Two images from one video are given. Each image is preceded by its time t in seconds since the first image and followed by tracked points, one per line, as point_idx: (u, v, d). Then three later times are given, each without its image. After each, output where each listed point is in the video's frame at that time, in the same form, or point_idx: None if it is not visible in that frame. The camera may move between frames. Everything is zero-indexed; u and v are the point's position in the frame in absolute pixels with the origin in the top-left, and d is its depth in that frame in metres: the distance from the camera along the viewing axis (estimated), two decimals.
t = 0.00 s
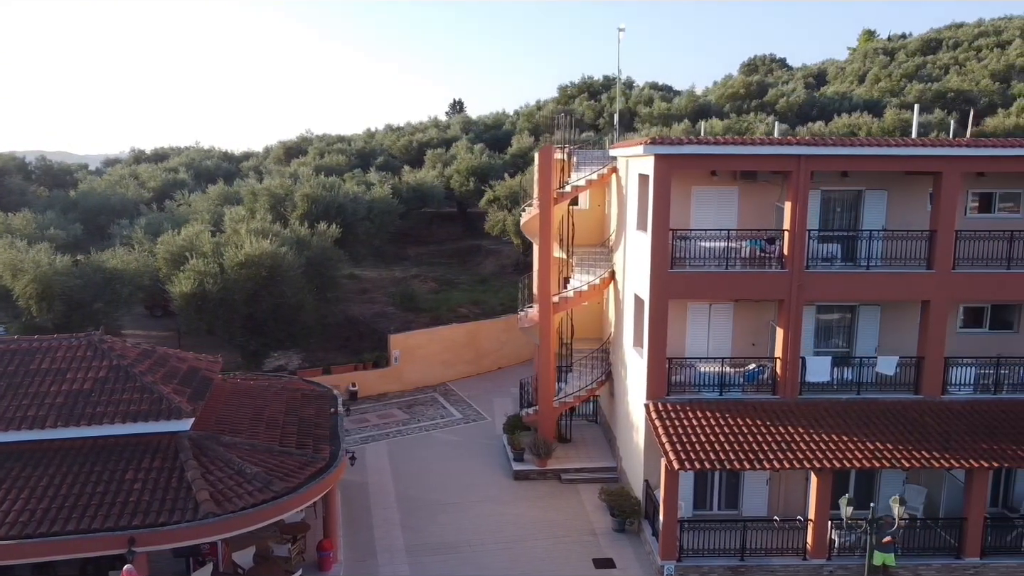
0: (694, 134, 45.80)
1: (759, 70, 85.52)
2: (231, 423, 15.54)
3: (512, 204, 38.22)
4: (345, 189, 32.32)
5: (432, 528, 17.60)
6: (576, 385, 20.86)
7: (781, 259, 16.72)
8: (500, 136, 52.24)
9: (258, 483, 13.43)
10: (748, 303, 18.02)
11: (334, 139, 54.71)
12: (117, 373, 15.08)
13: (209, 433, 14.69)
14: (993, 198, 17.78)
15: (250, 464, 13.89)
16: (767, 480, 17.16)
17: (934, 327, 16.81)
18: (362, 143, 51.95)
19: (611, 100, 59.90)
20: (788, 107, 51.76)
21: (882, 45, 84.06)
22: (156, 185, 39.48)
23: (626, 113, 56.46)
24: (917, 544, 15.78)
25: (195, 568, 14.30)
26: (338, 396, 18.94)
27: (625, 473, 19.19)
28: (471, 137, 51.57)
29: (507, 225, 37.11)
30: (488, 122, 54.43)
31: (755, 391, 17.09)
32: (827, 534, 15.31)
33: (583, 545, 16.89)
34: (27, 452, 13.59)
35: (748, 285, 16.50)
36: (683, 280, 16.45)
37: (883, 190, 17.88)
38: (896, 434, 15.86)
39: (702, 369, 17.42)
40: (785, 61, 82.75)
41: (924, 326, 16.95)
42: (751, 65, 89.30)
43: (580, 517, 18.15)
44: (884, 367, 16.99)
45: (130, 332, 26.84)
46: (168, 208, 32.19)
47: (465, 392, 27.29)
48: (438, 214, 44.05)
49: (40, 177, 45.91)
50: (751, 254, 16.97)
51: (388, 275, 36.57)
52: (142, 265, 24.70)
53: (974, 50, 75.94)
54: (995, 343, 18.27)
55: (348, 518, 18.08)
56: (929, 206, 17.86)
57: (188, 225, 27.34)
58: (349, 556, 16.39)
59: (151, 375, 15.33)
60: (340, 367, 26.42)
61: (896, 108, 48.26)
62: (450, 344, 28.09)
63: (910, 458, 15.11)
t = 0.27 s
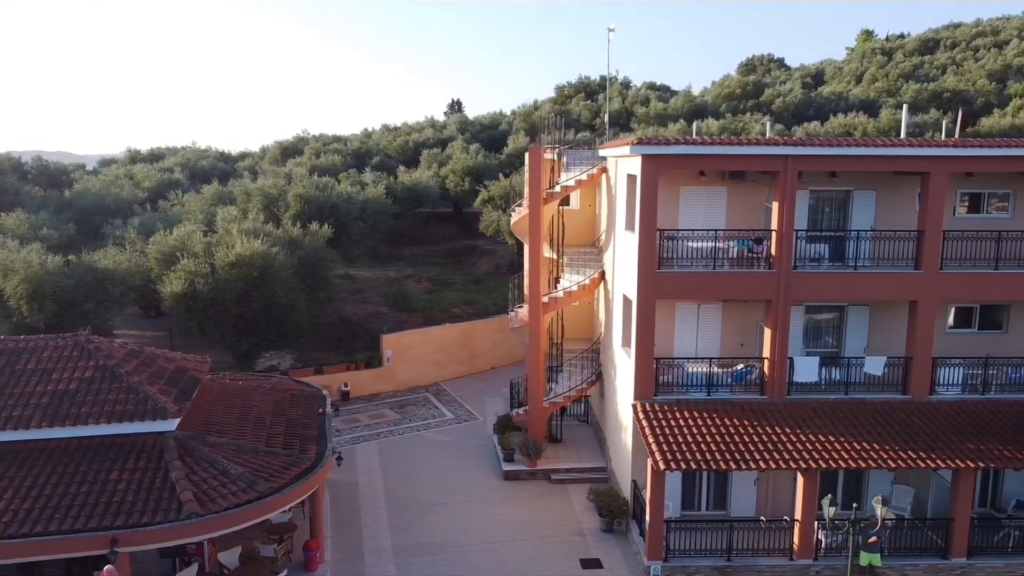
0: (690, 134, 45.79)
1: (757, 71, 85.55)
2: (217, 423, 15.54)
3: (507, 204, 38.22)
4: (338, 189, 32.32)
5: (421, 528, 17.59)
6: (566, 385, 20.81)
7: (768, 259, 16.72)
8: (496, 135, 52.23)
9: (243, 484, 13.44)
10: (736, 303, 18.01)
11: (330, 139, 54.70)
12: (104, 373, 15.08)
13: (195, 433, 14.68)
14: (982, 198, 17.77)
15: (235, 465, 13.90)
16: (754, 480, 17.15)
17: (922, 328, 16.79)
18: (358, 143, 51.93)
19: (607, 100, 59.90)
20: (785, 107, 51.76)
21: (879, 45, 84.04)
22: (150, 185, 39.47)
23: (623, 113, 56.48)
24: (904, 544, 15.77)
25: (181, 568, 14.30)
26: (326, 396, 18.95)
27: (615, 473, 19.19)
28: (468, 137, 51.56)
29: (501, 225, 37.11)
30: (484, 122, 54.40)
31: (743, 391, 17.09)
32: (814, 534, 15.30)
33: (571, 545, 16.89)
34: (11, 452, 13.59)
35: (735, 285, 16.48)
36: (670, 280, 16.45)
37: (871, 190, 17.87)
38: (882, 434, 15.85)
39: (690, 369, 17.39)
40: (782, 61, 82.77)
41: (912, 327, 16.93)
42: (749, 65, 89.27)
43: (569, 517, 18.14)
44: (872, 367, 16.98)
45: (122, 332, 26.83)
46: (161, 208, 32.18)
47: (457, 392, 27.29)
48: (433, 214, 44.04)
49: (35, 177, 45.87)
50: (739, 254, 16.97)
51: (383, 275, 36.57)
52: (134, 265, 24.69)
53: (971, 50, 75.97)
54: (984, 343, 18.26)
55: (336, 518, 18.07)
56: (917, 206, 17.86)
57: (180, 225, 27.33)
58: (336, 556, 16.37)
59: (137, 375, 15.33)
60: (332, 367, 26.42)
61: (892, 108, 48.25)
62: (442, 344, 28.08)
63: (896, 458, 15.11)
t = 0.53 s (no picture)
0: (686, 134, 45.79)
1: (755, 71, 85.56)
2: (204, 424, 15.54)
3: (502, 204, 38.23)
4: (332, 189, 32.32)
5: (409, 528, 17.57)
6: (557, 385, 20.73)
7: (756, 259, 16.72)
8: (492, 135, 52.24)
9: (228, 484, 13.44)
10: (725, 304, 18.01)
11: (327, 139, 54.72)
12: (90, 374, 15.09)
13: (180, 434, 14.68)
14: (970, 198, 17.77)
15: (220, 465, 13.90)
16: (742, 480, 17.15)
17: (910, 328, 16.79)
18: (355, 143, 51.96)
19: (604, 100, 59.91)
20: (781, 107, 51.77)
21: (877, 45, 84.03)
22: (145, 185, 39.47)
23: (619, 113, 56.47)
24: (891, 545, 15.78)
25: (166, 568, 14.28)
26: (316, 396, 18.96)
27: (604, 473, 19.18)
28: (464, 137, 51.58)
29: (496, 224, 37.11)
30: (480, 122, 54.39)
31: (731, 392, 17.10)
32: (800, 535, 15.29)
33: (558, 546, 16.88)
34: None
35: (723, 286, 16.48)
36: (658, 280, 16.45)
37: (860, 190, 17.86)
38: (869, 434, 15.85)
39: (677, 369, 17.39)
40: (780, 62, 82.80)
41: (900, 327, 16.93)
42: (747, 65, 89.26)
43: (557, 517, 18.13)
44: (860, 367, 16.99)
45: (114, 332, 26.83)
46: (155, 208, 32.18)
47: (449, 392, 27.29)
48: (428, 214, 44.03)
49: (30, 177, 45.87)
50: (726, 254, 16.98)
51: (377, 275, 36.57)
52: (126, 265, 24.70)
53: (969, 50, 75.97)
54: (973, 343, 18.26)
55: (324, 518, 18.05)
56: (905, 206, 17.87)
57: (173, 225, 27.34)
58: (323, 556, 16.36)
59: (124, 375, 15.33)
60: (324, 367, 26.42)
61: (888, 108, 48.25)
62: (435, 344, 28.08)
63: (881, 459, 15.11)
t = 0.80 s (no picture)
0: (681, 134, 45.78)
1: (752, 71, 85.57)
2: (191, 424, 15.53)
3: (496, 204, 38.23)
4: (326, 189, 32.32)
5: (397, 528, 17.56)
6: (547, 386, 20.76)
7: (744, 259, 16.71)
8: (489, 136, 52.23)
9: (212, 484, 13.43)
10: (713, 304, 18.01)
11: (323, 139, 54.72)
12: (76, 374, 15.08)
13: (166, 434, 14.67)
14: (959, 198, 17.76)
15: (205, 466, 13.88)
16: (730, 480, 17.15)
17: (898, 328, 16.78)
18: (351, 143, 51.96)
19: (600, 100, 59.91)
20: (777, 107, 51.75)
21: (874, 45, 83.98)
22: (140, 185, 39.46)
23: (616, 113, 56.44)
24: (879, 545, 15.78)
25: (152, 569, 14.26)
26: (305, 396, 18.97)
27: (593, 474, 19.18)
28: (460, 137, 51.57)
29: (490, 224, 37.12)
30: (476, 122, 54.35)
31: (718, 392, 17.11)
32: (787, 535, 15.28)
33: (546, 546, 16.86)
34: None
35: (710, 286, 16.47)
36: (645, 280, 16.44)
37: (848, 190, 17.87)
38: (856, 435, 15.83)
39: (665, 369, 17.39)
40: (777, 62, 82.81)
41: (887, 327, 16.93)
42: (744, 65, 89.30)
43: (546, 517, 18.12)
44: (848, 367, 16.99)
45: (106, 332, 26.83)
46: (149, 208, 32.18)
47: (442, 392, 27.29)
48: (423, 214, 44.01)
49: (25, 177, 45.84)
50: (714, 254, 16.97)
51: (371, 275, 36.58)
52: (117, 266, 24.70)
53: (966, 50, 75.96)
54: (962, 344, 18.25)
55: (313, 518, 18.04)
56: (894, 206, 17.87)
57: (165, 225, 27.34)
58: (310, 556, 16.34)
59: (110, 375, 15.33)
60: (316, 367, 26.42)
61: (884, 108, 48.24)
62: (428, 344, 28.08)
63: (867, 459, 15.10)
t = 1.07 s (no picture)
0: (677, 134, 45.77)
1: (750, 71, 85.58)
2: (177, 424, 15.52)
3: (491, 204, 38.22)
4: (319, 189, 32.32)
5: (385, 528, 17.55)
6: (537, 386, 20.76)
7: (732, 259, 16.71)
8: (485, 136, 52.21)
9: (196, 484, 13.41)
10: (702, 304, 18.00)
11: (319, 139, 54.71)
12: (62, 374, 15.08)
13: (152, 434, 14.66)
14: (947, 198, 17.74)
15: (190, 466, 13.86)
16: (718, 480, 17.14)
17: (885, 328, 16.77)
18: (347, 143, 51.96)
19: (597, 100, 59.90)
20: (773, 107, 51.75)
21: (872, 45, 83.99)
22: (135, 185, 39.46)
23: (613, 113, 56.41)
24: (866, 545, 15.77)
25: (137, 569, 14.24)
26: (294, 396, 18.97)
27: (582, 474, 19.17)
28: (456, 137, 51.57)
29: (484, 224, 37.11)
30: (473, 123, 54.26)
31: (706, 392, 17.11)
32: (774, 536, 15.25)
33: (534, 546, 16.85)
34: None
35: (697, 286, 16.46)
36: (633, 280, 16.43)
37: (837, 190, 17.87)
38: (843, 435, 15.82)
39: (653, 369, 17.39)
40: (775, 62, 82.81)
41: (875, 328, 16.92)
42: (743, 65, 89.32)
43: (534, 518, 18.11)
44: (836, 368, 16.99)
45: (98, 332, 26.83)
46: (142, 208, 32.18)
47: (434, 392, 27.29)
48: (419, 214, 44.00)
49: (21, 176, 45.83)
50: (702, 254, 16.96)
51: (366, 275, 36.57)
52: (108, 266, 24.70)
53: (964, 50, 75.94)
54: (951, 344, 18.24)
55: (301, 518, 18.02)
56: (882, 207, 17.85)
57: (157, 225, 27.34)
58: (297, 556, 16.33)
59: (96, 375, 15.33)
60: (308, 367, 26.42)
61: (880, 108, 48.22)
62: (420, 344, 28.07)
63: (854, 459, 15.08)
